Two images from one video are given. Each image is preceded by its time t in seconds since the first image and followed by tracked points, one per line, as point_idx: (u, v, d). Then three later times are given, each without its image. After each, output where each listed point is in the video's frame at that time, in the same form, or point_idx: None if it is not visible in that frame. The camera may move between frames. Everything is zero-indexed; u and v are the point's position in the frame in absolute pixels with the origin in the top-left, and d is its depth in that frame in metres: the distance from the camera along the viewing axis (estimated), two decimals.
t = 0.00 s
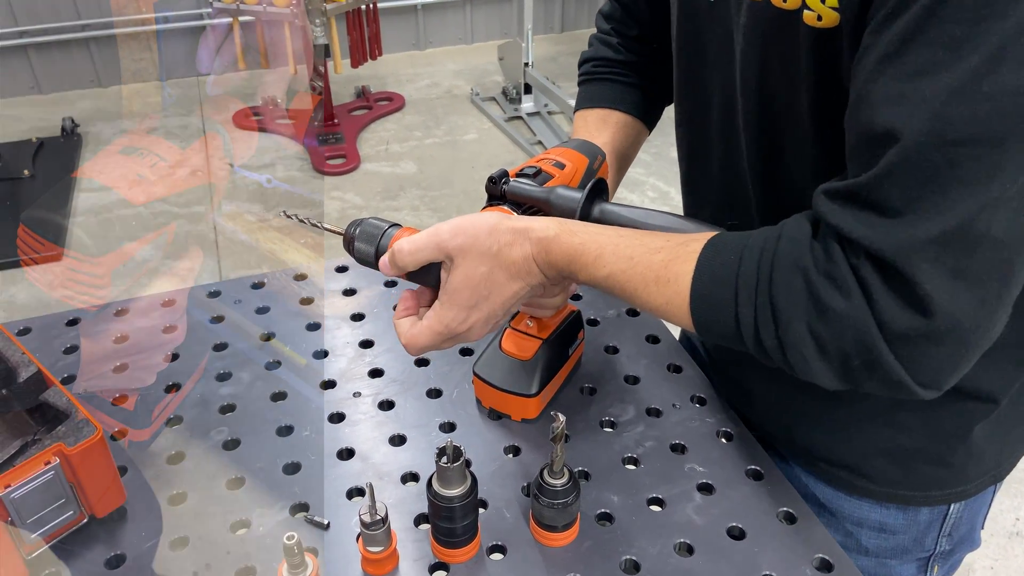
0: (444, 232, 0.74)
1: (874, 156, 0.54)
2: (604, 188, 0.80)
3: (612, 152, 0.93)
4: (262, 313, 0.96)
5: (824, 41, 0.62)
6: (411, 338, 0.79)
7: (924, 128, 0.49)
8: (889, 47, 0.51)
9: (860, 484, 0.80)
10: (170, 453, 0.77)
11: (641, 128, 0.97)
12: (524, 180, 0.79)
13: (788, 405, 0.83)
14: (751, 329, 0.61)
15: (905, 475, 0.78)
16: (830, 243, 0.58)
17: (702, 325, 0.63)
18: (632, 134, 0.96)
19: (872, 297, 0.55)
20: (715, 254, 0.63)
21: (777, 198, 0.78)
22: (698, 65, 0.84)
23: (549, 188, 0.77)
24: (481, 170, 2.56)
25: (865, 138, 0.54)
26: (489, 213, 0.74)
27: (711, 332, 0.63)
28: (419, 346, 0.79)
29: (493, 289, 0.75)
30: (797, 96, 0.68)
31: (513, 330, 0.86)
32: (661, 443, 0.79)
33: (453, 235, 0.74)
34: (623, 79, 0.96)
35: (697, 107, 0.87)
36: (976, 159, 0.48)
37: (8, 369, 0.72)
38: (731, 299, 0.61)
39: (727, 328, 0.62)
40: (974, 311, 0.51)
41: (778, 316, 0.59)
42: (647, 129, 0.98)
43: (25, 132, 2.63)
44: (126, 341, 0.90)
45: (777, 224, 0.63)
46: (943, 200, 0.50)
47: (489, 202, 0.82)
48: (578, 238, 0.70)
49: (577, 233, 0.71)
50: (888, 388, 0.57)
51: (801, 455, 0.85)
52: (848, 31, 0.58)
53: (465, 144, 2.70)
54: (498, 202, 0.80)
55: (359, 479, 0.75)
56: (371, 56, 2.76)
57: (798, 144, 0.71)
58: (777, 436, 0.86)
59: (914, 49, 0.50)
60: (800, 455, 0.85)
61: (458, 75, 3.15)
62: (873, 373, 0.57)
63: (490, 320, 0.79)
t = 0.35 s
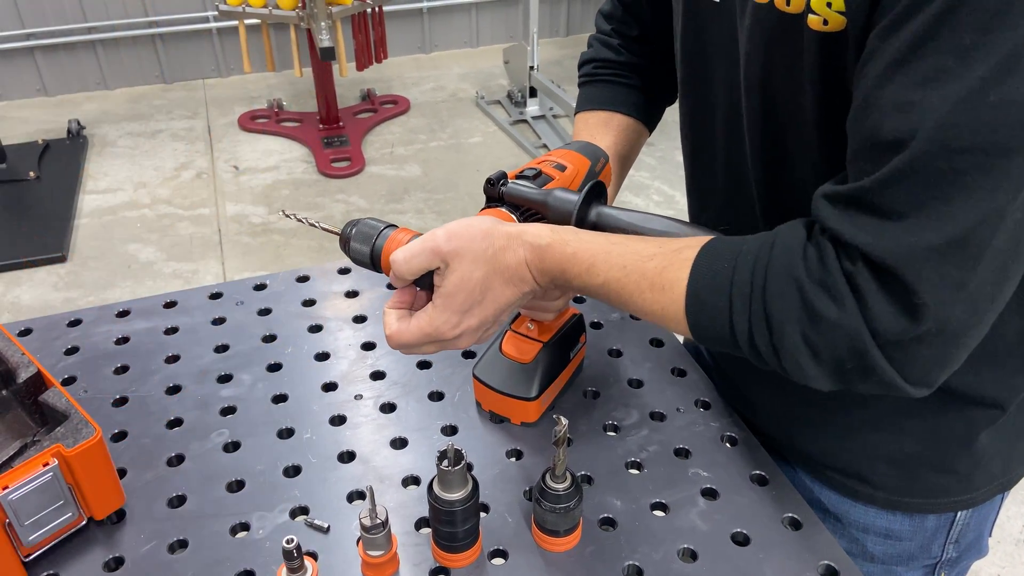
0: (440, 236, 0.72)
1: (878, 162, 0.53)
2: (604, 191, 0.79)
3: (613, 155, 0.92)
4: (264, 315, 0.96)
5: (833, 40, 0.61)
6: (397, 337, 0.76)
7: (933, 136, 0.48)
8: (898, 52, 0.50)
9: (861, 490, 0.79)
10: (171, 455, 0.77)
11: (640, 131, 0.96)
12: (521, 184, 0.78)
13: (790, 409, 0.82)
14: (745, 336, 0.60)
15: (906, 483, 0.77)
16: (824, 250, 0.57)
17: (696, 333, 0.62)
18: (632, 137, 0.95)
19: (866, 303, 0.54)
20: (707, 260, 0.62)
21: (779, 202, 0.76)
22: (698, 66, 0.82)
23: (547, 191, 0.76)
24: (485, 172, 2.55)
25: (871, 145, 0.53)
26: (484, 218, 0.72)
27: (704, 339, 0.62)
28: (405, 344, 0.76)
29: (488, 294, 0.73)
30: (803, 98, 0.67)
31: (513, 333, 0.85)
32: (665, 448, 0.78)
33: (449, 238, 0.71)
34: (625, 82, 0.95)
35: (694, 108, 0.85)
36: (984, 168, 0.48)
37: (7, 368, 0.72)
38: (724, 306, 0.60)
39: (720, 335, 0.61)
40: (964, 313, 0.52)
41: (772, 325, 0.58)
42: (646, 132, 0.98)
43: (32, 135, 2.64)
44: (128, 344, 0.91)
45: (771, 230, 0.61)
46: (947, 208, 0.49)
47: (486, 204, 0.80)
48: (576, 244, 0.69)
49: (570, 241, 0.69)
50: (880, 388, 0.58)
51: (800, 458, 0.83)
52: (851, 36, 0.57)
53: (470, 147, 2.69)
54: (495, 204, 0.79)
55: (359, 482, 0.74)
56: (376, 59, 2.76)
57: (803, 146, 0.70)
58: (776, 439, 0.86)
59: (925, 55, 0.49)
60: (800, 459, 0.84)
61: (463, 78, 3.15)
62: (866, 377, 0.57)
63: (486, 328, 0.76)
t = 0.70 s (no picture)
0: (447, 238, 0.69)
1: (895, 189, 0.52)
2: (610, 195, 0.78)
3: (620, 161, 0.92)
4: (268, 320, 0.95)
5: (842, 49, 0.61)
6: (395, 319, 0.72)
7: (955, 167, 0.48)
8: (918, 82, 0.49)
9: (871, 491, 0.79)
10: (173, 461, 0.76)
11: (648, 137, 0.95)
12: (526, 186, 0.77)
13: (799, 408, 0.81)
14: (762, 358, 0.60)
15: (918, 482, 0.76)
16: (841, 273, 0.56)
17: (712, 352, 0.62)
18: (640, 142, 0.95)
19: (884, 329, 0.54)
20: (723, 280, 0.61)
21: (787, 213, 0.76)
22: (703, 82, 0.81)
23: (551, 195, 0.75)
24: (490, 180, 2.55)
25: (889, 172, 0.52)
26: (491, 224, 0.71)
27: (720, 358, 0.62)
28: (401, 329, 0.72)
29: (493, 301, 0.71)
30: (810, 106, 0.66)
31: (516, 338, 0.85)
32: (670, 455, 0.78)
33: (456, 240, 0.69)
34: (632, 87, 0.95)
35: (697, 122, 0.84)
36: (1002, 198, 0.48)
37: (8, 373, 0.71)
38: (742, 329, 0.60)
39: (736, 356, 0.61)
40: (972, 331, 0.53)
41: (790, 348, 0.58)
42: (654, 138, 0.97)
43: (38, 142, 2.65)
44: (131, 349, 0.90)
45: (787, 248, 0.60)
46: (966, 236, 0.49)
47: (492, 207, 0.80)
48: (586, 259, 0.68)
49: (582, 253, 0.68)
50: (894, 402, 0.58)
51: (809, 457, 0.83)
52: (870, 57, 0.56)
53: (475, 155, 2.69)
54: (500, 208, 0.78)
55: (362, 488, 0.74)
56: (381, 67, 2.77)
57: (810, 152, 0.69)
58: (783, 436, 0.85)
59: (944, 86, 0.48)
60: (809, 458, 0.83)
61: (468, 86, 3.15)
62: (881, 395, 0.57)
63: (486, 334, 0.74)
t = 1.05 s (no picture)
0: (450, 249, 0.69)
1: (903, 207, 0.51)
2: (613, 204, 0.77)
3: (623, 171, 0.91)
4: (269, 331, 0.95)
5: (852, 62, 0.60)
6: (398, 327, 0.71)
7: (966, 186, 0.47)
8: (928, 100, 0.49)
9: (879, 491, 0.79)
10: (172, 473, 0.75)
11: (650, 147, 0.95)
12: (529, 195, 0.76)
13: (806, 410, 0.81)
14: (772, 376, 0.59)
15: (927, 481, 0.77)
16: (852, 290, 0.55)
17: (720, 368, 0.61)
18: (642, 153, 0.94)
19: (895, 347, 0.53)
20: (732, 296, 0.60)
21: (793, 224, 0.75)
22: (709, 96, 0.81)
23: (554, 203, 0.75)
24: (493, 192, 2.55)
25: (896, 189, 0.51)
26: (494, 235, 0.70)
27: (729, 374, 0.61)
28: (403, 338, 0.72)
29: (496, 313, 0.70)
30: (817, 117, 0.65)
31: (518, 349, 0.84)
32: (674, 468, 0.77)
33: (458, 251, 0.69)
34: (634, 98, 0.95)
35: (703, 135, 0.84)
36: (1014, 216, 0.47)
37: (7, 383, 0.71)
38: (752, 347, 0.59)
39: (746, 373, 0.60)
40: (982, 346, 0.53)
41: (801, 366, 0.57)
42: (655, 149, 0.97)
43: (43, 154, 2.65)
44: (130, 359, 0.90)
45: (798, 264, 0.60)
46: (977, 252, 0.48)
47: (494, 216, 0.80)
48: (592, 271, 0.67)
49: (587, 266, 0.68)
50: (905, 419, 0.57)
51: (816, 460, 0.83)
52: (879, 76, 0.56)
53: (478, 167, 2.69)
54: (503, 216, 0.79)
55: (362, 501, 0.73)
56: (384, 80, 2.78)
57: (816, 161, 0.68)
58: (788, 440, 0.85)
59: (954, 105, 0.48)
60: (816, 461, 0.83)
61: (471, 98, 3.16)
62: (891, 412, 0.56)
63: (488, 345, 0.73)
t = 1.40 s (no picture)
0: (457, 260, 0.67)
1: (921, 209, 0.51)
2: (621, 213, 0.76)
3: (633, 182, 0.90)
4: (270, 343, 0.93)
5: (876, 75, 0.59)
6: (402, 340, 0.70)
7: (984, 187, 0.46)
8: (946, 99, 0.48)
9: (889, 504, 0.78)
10: (170, 487, 0.74)
11: (659, 159, 0.94)
12: (536, 204, 0.75)
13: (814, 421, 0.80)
14: (785, 384, 0.58)
15: (939, 493, 0.75)
16: (867, 295, 0.54)
17: (732, 377, 0.60)
18: (650, 164, 0.93)
19: (912, 352, 0.52)
20: (743, 302, 0.59)
21: (805, 233, 0.74)
22: (718, 103, 0.80)
23: (561, 212, 0.74)
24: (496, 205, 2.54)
25: (913, 190, 0.51)
26: (499, 244, 0.69)
27: (741, 383, 0.60)
28: (407, 351, 0.70)
29: (501, 324, 0.69)
30: (830, 124, 0.65)
31: (523, 361, 0.83)
32: (682, 483, 0.75)
33: (464, 262, 0.67)
34: (643, 109, 0.94)
35: (709, 144, 0.83)
36: None
37: (6, 395, 0.69)
38: (764, 353, 0.58)
39: (757, 381, 0.59)
40: (1001, 352, 0.51)
41: (815, 373, 0.56)
42: (664, 161, 0.96)
43: (45, 168, 2.65)
44: (130, 371, 0.89)
45: (810, 271, 0.59)
46: (998, 254, 0.47)
47: (499, 225, 0.79)
48: (600, 279, 0.66)
49: (595, 274, 0.67)
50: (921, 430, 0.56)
51: (825, 472, 0.82)
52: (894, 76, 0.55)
53: (480, 181, 2.69)
54: (509, 225, 0.77)
55: (364, 516, 0.71)
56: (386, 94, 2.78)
57: (828, 167, 0.68)
58: (796, 451, 0.84)
59: (972, 104, 0.47)
60: (825, 474, 0.82)
61: (474, 113, 3.16)
62: (908, 421, 0.55)
63: (493, 357, 0.72)
